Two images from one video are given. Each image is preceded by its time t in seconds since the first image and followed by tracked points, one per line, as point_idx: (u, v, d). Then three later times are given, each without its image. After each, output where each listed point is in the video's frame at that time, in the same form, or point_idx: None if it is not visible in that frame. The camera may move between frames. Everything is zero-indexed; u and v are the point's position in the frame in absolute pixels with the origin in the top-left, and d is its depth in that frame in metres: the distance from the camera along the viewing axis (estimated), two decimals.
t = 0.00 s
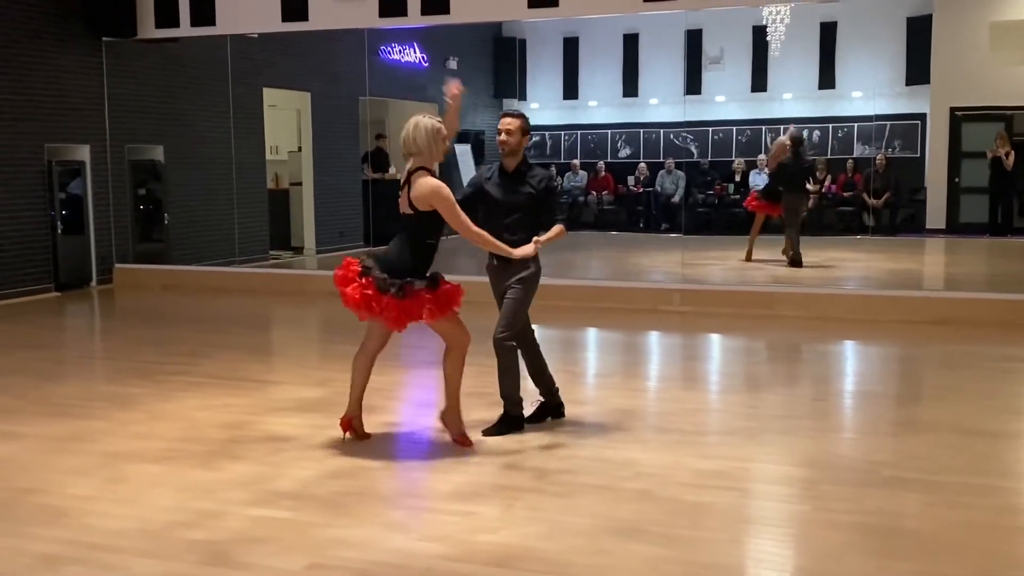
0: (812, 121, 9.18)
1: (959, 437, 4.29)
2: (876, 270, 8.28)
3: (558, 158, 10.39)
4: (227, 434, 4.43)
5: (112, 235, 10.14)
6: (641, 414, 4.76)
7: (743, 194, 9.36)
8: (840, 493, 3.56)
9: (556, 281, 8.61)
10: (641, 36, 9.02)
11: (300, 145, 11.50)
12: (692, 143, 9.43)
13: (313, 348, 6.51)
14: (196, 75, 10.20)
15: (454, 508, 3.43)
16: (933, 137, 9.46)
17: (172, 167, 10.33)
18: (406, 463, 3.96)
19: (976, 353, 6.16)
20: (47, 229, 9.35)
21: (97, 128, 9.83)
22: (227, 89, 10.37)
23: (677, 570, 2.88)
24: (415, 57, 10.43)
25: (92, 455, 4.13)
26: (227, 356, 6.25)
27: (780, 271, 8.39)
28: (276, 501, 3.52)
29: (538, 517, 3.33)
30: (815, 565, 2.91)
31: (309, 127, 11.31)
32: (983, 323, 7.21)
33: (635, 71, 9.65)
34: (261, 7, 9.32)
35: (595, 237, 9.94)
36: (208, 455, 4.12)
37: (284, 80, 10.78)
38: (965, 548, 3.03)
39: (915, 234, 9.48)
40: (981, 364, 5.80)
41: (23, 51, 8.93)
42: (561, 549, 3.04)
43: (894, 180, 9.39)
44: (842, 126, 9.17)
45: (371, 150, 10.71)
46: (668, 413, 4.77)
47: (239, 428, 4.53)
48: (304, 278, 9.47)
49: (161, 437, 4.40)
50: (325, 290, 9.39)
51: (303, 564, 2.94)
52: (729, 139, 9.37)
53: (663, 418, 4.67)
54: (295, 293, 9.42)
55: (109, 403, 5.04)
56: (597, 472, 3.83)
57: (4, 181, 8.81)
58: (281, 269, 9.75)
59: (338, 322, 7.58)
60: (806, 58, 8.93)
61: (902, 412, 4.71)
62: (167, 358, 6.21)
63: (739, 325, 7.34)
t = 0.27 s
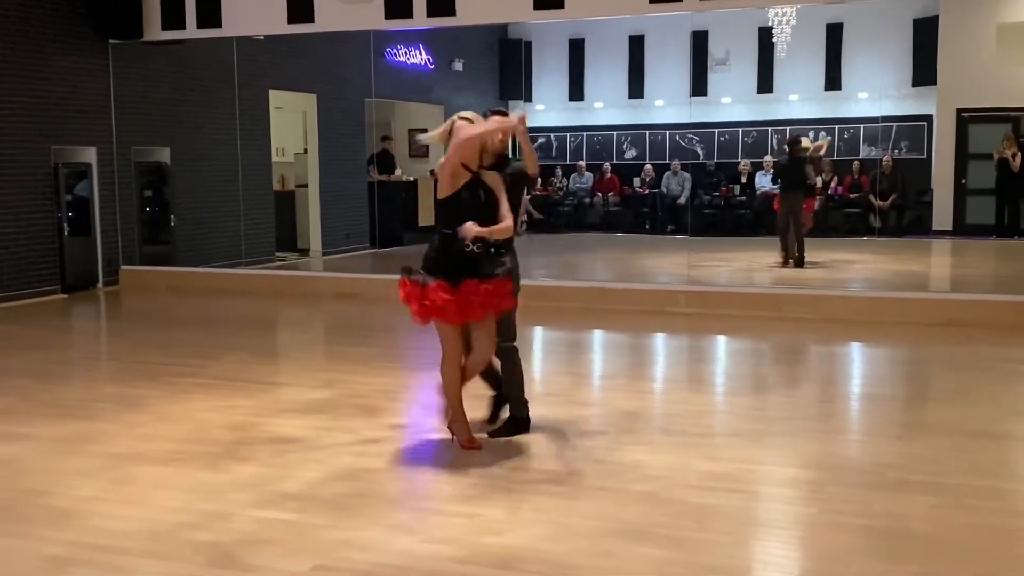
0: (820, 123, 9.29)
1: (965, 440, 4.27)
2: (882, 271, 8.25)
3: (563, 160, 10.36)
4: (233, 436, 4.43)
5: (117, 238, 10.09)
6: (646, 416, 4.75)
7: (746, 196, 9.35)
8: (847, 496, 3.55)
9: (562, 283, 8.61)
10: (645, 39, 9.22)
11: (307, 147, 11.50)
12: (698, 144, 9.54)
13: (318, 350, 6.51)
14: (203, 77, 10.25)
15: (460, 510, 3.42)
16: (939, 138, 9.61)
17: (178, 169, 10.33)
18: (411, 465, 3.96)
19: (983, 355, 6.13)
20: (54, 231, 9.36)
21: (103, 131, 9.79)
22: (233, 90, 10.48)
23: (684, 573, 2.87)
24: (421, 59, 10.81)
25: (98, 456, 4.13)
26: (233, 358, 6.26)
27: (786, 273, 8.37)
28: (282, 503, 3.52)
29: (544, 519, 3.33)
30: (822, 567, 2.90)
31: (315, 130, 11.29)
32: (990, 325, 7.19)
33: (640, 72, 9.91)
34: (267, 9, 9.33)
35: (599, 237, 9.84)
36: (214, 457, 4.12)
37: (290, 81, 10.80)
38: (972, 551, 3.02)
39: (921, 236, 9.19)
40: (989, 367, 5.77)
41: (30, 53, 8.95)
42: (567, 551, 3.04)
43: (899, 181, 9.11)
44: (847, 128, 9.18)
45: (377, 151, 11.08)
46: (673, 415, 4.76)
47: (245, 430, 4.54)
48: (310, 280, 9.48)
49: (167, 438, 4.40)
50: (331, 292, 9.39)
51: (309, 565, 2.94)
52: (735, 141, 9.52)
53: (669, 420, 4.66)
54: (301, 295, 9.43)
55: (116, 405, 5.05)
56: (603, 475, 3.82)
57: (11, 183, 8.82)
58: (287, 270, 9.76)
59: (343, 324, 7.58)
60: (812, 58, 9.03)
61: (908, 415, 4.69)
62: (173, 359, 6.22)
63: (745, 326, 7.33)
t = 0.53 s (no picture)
0: (829, 125, 9.24)
1: (974, 442, 4.25)
2: (891, 273, 8.22)
3: (571, 162, 10.59)
4: (241, 437, 4.44)
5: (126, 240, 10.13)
6: (655, 418, 4.75)
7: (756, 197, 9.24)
8: (856, 498, 3.54)
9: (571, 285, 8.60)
10: (652, 40, 9.28)
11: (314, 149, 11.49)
12: (705, 145, 9.59)
13: (326, 352, 6.52)
14: (211, 78, 10.29)
15: (468, 512, 3.43)
16: (948, 140, 9.40)
17: (186, 171, 10.37)
18: (418, 467, 3.96)
19: (992, 357, 6.11)
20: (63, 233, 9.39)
21: (111, 133, 9.84)
22: (241, 92, 10.52)
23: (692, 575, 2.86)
24: (429, 61, 10.82)
25: (107, 458, 4.15)
26: (241, 360, 6.27)
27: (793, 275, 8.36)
28: (290, 504, 3.53)
29: (552, 521, 3.33)
30: (830, 570, 2.90)
31: (323, 132, 11.25)
32: (999, 327, 7.16)
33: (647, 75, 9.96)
34: (275, 11, 9.34)
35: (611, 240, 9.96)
36: (222, 458, 4.13)
37: (298, 83, 10.82)
38: (980, 554, 3.01)
39: (929, 238, 9.17)
40: (997, 369, 5.75)
41: (38, 57, 8.98)
42: (575, 553, 3.03)
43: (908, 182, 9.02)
44: (855, 129, 9.06)
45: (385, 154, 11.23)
46: (682, 417, 4.76)
47: (254, 432, 4.54)
48: (318, 281, 9.49)
49: (175, 440, 4.41)
50: (339, 294, 9.41)
51: (317, 567, 2.95)
52: (742, 142, 9.46)
53: (677, 422, 4.65)
54: (309, 296, 9.45)
55: (124, 406, 5.06)
56: (611, 477, 3.82)
57: (19, 185, 8.86)
58: (295, 272, 9.78)
59: (351, 326, 7.59)
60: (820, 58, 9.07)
61: (917, 417, 4.68)
62: (182, 361, 6.23)
63: (753, 328, 7.31)
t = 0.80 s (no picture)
0: (838, 126, 9.17)
1: (983, 445, 4.24)
2: (900, 275, 8.21)
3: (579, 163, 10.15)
4: (250, 438, 4.46)
5: (137, 242, 10.17)
6: (663, 420, 4.75)
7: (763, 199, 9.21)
8: (864, 500, 3.54)
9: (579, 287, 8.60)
10: (661, 41, 9.27)
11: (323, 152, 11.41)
12: (714, 147, 9.56)
13: (334, 353, 6.54)
14: (220, 80, 10.36)
15: (476, 513, 3.44)
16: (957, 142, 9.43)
17: (195, 173, 10.43)
18: (426, 468, 3.97)
19: (1002, 360, 6.09)
20: (73, 235, 9.43)
21: (121, 135, 9.89)
22: (250, 95, 10.55)
23: None
24: (437, 64, 10.64)
25: (117, 459, 4.17)
26: (250, 361, 6.29)
27: (802, 277, 8.35)
28: (299, 505, 3.55)
29: (560, 523, 3.34)
30: (837, 572, 2.90)
31: (331, 135, 11.32)
32: (1009, 330, 7.14)
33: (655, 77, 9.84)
34: (284, 14, 9.38)
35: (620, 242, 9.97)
36: (231, 459, 4.15)
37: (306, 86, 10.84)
38: (989, 557, 3.00)
39: (939, 241, 9.22)
40: (1006, 371, 5.73)
41: (49, 60, 9.03)
42: (582, 555, 3.04)
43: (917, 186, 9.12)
44: (864, 131, 9.11)
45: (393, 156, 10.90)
46: (689, 419, 4.76)
47: (262, 432, 4.56)
48: (327, 283, 9.52)
49: (185, 441, 4.44)
50: (347, 296, 9.43)
51: (326, 568, 2.96)
52: (750, 144, 9.49)
53: (685, 425, 4.64)
54: (318, 298, 9.47)
55: (134, 407, 5.09)
56: (619, 478, 3.83)
57: (29, 187, 8.90)
58: (304, 274, 9.81)
59: (359, 327, 7.61)
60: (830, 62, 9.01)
61: (925, 420, 4.66)
62: (191, 362, 6.26)
63: (762, 330, 7.30)
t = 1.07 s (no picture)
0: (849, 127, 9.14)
1: (994, 447, 4.21)
2: (911, 277, 8.17)
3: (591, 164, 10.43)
4: (260, 439, 4.47)
5: (147, 243, 10.21)
6: (673, 421, 4.74)
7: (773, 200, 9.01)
8: (875, 502, 3.52)
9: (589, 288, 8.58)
10: (670, 42, 9.29)
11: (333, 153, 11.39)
12: (722, 148, 9.55)
13: (344, 354, 6.54)
14: (229, 82, 10.39)
15: (486, 514, 3.43)
16: (968, 143, 9.41)
17: (206, 174, 10.45)
18: (435, 469, 3.97)
19: (1014, 362, 6.06)
20: (83, 236, 9.47)
21: (131, 136, 9.92)
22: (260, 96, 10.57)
23: None
24: (446, 65, 10.80)
25: (127, 460, 4.18)
26: (260, 362, 6.30)
27: (812, 278, 8.32)
28: (309, 506, 3.55)
29: (570, 524, 3.33)
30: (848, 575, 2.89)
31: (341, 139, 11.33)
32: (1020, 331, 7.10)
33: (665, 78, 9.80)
34: (294, 16, 9.40)
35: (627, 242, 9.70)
36: (241, 460, 4.15)
37: (315, 87, 10.86)
38: (1000, 559, 2.98)
39: (949, 241, 9.33)
40: (1017, 373, 5.71)
41: (59, 61, 9.06)
42: (592, 557, 3.03)
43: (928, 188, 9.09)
44: (874, 133, 8.93)
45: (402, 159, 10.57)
46: (700, 421, 4.75)
47: (272, 433, 4.57)
48: (336, 284, 9.52)
49: (195, 442, 4.44)
50: (356, 297, 9.44)
51: (335, 569, 2.96)
52: (760, 145, 9.52)
53: (694, 426, 4.63)
54: (327, 299, 9.48)
55: (144, 408, 5.10)
56: (628, 480, 3.81)
57: (39, 189, 8.94)
58: (313, 275, 9.82)
59: (369, 329, 7.61)
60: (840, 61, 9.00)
61: (936, 422, 4.64)
62: (201, 363, 6.27)
63: (772, 332, 7.27)
